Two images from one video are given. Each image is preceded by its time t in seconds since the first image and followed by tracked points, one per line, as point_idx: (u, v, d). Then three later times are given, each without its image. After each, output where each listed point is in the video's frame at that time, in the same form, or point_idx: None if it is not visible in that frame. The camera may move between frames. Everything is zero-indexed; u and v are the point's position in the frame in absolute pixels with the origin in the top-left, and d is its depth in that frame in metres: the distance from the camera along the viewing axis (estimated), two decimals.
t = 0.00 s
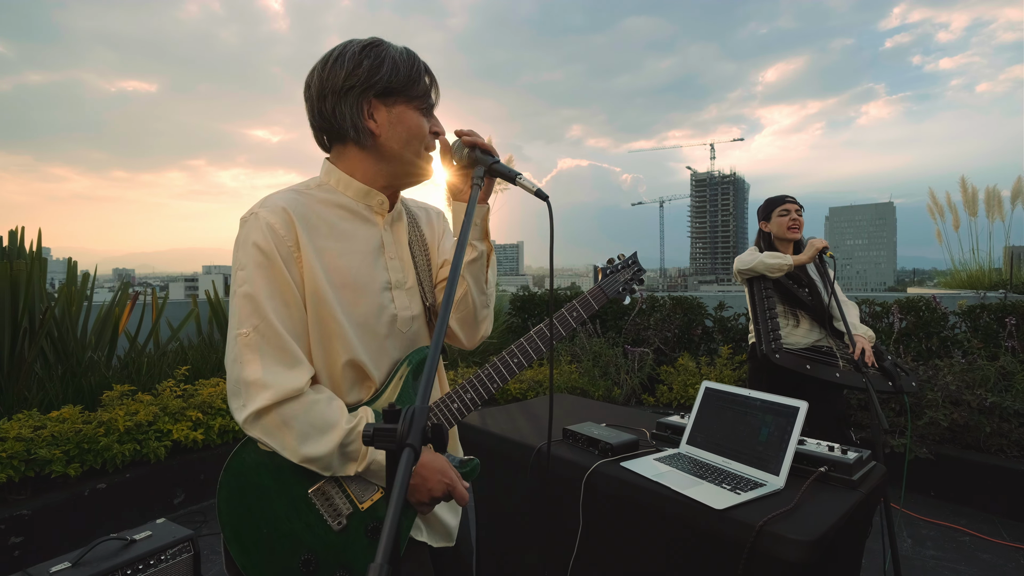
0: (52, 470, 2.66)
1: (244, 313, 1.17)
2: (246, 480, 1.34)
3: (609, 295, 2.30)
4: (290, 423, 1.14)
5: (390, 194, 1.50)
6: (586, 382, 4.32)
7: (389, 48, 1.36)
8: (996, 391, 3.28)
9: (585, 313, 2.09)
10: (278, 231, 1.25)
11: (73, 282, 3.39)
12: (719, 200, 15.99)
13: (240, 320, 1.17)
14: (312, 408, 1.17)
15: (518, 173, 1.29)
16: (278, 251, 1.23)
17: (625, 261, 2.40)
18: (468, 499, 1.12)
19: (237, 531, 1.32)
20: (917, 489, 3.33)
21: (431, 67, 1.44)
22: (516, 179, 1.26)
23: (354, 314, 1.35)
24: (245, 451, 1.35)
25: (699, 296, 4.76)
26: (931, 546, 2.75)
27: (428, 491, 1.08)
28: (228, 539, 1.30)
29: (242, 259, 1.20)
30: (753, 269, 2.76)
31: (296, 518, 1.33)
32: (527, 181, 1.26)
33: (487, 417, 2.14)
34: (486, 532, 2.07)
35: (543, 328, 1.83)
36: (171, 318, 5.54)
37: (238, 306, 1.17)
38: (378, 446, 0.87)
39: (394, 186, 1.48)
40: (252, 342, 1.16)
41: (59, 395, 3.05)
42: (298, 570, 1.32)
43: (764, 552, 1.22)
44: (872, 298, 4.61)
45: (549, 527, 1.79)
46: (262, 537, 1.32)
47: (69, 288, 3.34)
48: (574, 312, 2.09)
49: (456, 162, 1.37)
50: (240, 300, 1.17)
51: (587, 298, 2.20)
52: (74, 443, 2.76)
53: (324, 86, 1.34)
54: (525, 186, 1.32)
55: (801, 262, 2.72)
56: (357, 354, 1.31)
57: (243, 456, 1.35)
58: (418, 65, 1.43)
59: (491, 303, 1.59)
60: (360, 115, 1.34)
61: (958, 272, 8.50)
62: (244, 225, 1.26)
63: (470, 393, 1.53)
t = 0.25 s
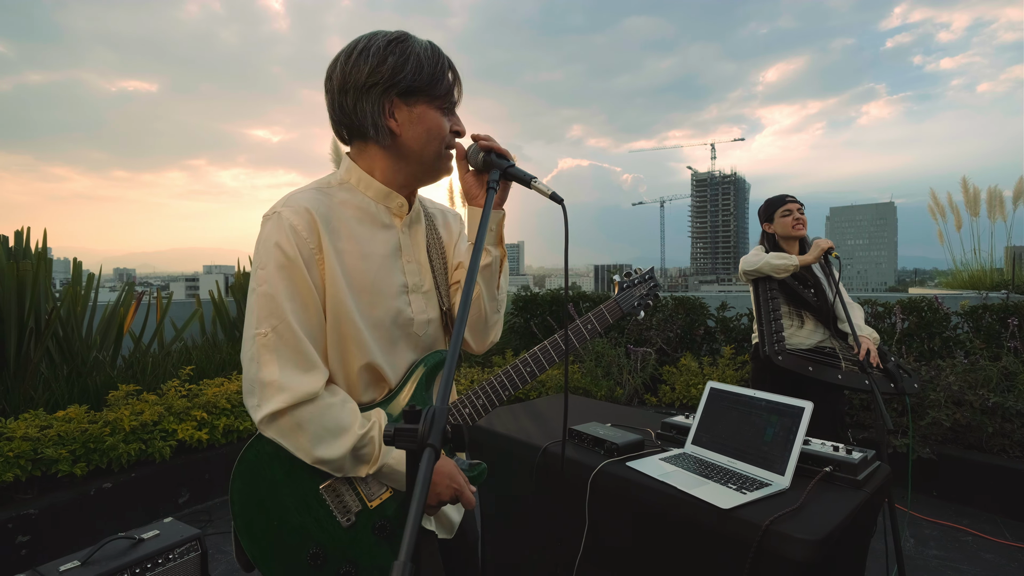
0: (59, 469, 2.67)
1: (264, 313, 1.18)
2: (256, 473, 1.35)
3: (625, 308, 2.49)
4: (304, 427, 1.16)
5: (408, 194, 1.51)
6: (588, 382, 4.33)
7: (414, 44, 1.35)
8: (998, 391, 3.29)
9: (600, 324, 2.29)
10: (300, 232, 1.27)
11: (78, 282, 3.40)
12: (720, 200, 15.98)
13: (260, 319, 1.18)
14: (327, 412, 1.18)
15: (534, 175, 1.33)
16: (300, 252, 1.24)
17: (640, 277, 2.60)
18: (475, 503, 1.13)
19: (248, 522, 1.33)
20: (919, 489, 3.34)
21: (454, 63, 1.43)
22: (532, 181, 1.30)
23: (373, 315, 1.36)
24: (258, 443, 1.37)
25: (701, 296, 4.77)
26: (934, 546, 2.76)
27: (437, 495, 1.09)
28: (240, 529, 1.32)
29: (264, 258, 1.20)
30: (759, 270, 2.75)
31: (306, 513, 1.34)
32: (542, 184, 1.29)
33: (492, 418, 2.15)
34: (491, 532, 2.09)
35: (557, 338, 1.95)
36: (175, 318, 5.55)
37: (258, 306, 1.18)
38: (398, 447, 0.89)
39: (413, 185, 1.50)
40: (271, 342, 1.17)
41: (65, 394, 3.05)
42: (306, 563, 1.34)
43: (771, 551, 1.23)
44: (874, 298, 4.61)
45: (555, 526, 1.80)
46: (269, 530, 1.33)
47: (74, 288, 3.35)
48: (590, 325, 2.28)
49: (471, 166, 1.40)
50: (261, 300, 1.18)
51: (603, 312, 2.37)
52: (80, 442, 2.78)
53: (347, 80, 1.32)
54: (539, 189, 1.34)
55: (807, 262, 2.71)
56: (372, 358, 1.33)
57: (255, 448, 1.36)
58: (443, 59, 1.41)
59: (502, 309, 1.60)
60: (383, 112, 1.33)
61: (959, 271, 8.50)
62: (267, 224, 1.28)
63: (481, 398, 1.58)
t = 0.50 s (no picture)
0: (63, 469, 2.68)
1: (281, 282, 1.19)
2: (261, 445, 1.39)
3: (636, 305, 2.51)
4: (311, 398, 1.17)
5: (425, 180, 1.52)
6: (589, 382, 4.34)
7: (425, 34, 1.33)
8: (1000, 391, 3.30)
9: (611, 319, 2.32)
10: (320, 206, 1.28)
11: (80, 282, 3.40)
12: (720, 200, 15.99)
13: (277, 288, 1.19)
14: (335, 385, 1.19)
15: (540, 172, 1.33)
16: (318, 226, 1.25)
17: (653, 275, 2.62)
18: (475, 487, 1.10)
19: (252, 490, 1.37)
20: (920, 489, 3.35)
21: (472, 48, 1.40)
22: (536, 179, 1.29)
23: (386, 297, 1.38)
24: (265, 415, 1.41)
25: (702, 297, 4.78)
26: (935, 546, 2.77)
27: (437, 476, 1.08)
28: (244, 496, 1.36)
29: (284, 230, 1.22)
30: (773, 273, 2.73)
31: (310, 485, 1.38)
32: (546, 182, 1.29)
33: (496, 418, 2.16)
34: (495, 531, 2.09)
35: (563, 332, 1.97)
36: (176, 319, 5.56)
37: (277, 275, 1.19)
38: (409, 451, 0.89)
39: (431, 173, 1.50)
40: (287, 312, 1.18)
41: (68, 395, 3.06)
42: (305, 535, 1.37)
43: (776, 551, 1.23)
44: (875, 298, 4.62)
45: (559, 526, 1.81)
46: (272, 501, 1.37)
47: (77, 288, 3.36)
48: (599, 320, 2.32)
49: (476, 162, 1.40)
50: (279, 269, 1.19)
51: (612, 309, 2.41)
52: (83, 443, 2.78)
53: (359, 77, 1.35)
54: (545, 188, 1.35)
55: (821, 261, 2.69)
56: (384, 335, 1.34)
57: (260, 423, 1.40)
58: (459, 45, 1.37)
59: (500, 304, 1.61)
60: (393, 107, 1.34)
61: (960, 272, 8.51)
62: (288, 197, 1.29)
63: (486, 385, 1.62)
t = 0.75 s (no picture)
0: (67, 470, 2.69)
1: (280, 289, 1.20)
2: (261, 436, 1.39)
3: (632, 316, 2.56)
4: (310, 401, 1.19)
5: (427, 182, 1.52)
6: (591, 382, 4.35)
7: (428, 30, 1.31)
8: (1001, 392, 3.31)
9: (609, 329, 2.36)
10: (322, 212, 1.28)
11: (83, 283, 3.41)
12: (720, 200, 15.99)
13: (276, 295, 1.20)
14: (334, 389, 1.20)
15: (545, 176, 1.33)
16: (320, 233, 1.25)
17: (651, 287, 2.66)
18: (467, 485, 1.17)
19: (251, 482, 1.37)
20: (921, 489, 3.36)
21: (477, 45, 1.39)
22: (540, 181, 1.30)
23: (386, 300, 1.39)
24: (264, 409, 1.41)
25: (704, 297, 4.79)
26: (938, 546, 2.78)
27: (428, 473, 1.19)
28: (242, 487, 1.35)
29: (285, 235, 1.22)
30: (795, 276, 2.74)
31: (308, 478, 1.40)
32: (551, 186, 1.30)
33: (499, 418, 2.16)
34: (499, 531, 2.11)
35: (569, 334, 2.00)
36: (179, 319, 5.57)
37: (275, 282, 1.20)
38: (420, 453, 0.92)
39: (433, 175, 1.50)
40: (286, 319, 1.19)
41: (72, 395, 3.06)
42: (302, 528, 1.38)
43: (781, 552, 1.24)
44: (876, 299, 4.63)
45: (563, 526, 1.82)
46: (268, 491, 1.37)
47: (80, 289, 3.36)
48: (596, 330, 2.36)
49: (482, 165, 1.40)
50: (278, 276, 1.20)
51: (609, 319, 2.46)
52: (87, 443, 2.79)
53: (359, 69, 1.34)
54: (550, 190, 1.35)
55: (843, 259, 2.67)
56: (383, 342, 1.36)
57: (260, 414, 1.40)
58: (463, 46, 1.36)
59: (508, 301, 1.60)
60: (389, 104, 1.35)
61: (960, 272, 8.52)
62: (290, 202, 1.29)
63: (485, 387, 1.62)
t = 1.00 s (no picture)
0: (71, 470, 2.69)
1: (287, 299, 1.20)
2: (268, 433, 1.41)
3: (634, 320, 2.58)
4: (316, 408, 1.20)
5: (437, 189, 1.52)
6: (592, 382, 4.37)
7: (440, 33, 1.32)
8: (1003, 392, 3.32)
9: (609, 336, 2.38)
10: (334, 223, 1.28)
11: (87, 283, 3.41)
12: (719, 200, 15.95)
13: (284, 304, 1.20)
14: (340, 396, 1.21)
15: (557, 176, 1.34)
16: (332, 243, 1.25)
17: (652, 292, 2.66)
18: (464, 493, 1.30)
19: (257, 478, 1.39)
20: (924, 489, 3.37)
21: (487, 46, 1.40)
22: (553, 181, 1.31)
23: (391, 307, 1.40)
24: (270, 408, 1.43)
25: (706, 297, 4.80)
26: (940, 546, 2.78)
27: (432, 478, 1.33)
28: (250, 483, 1.38)
29: (297, 245, 1.22)
30: (820, 275, 2.68)
31: (312, 475, 1.41)
32: (563, 185, 1.31)
33: (503, 418, 2.17)
34: (503, 531, 2.11)
35: (572, 339, 2.06)
36: (181, 319, 5.58)
37: (283, 291, 1.20)
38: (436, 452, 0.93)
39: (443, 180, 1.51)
40: (293, 327, 1.20)
41: (76, 395, 3.07)
42: (307, 524, 1.39)
43: (787, 552, 1.25)
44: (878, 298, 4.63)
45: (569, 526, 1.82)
46: (274, 487, 1.39)
47: (84, 289, 3.37)
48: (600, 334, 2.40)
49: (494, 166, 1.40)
50: (286, 285, 1.20)
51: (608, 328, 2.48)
52: (91, 443, 2.79)
53: (370, 74, 1.35)
54: (561, 191, 1.36)
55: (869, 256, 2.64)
56: (391, 351, 1.39)
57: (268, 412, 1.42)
58: (475, 48, 1.36)
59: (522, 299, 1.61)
60: (403, 109, 1.36)
61: (961, 272, 8.53)
62: (301, 212, 1.28)
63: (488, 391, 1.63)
